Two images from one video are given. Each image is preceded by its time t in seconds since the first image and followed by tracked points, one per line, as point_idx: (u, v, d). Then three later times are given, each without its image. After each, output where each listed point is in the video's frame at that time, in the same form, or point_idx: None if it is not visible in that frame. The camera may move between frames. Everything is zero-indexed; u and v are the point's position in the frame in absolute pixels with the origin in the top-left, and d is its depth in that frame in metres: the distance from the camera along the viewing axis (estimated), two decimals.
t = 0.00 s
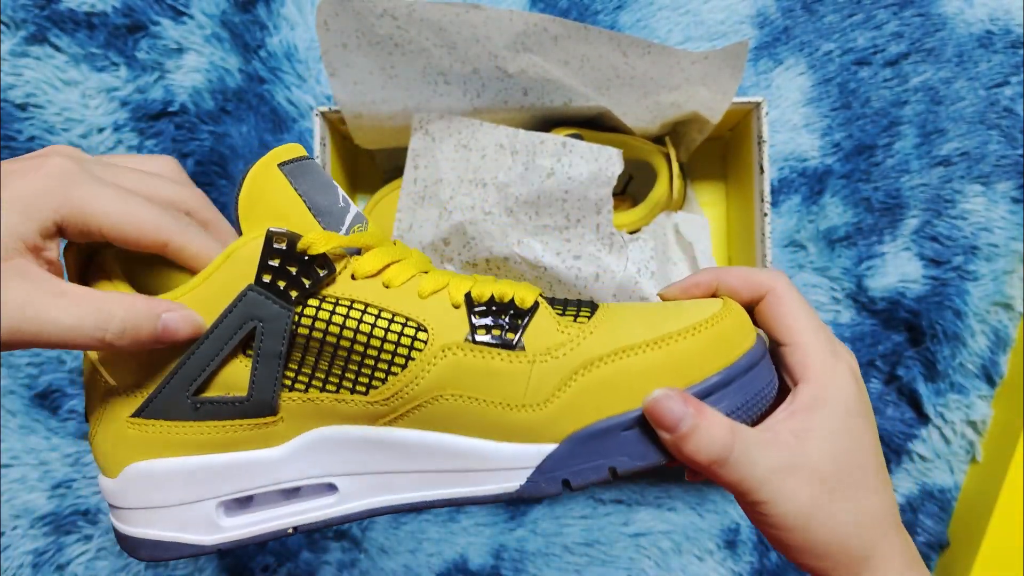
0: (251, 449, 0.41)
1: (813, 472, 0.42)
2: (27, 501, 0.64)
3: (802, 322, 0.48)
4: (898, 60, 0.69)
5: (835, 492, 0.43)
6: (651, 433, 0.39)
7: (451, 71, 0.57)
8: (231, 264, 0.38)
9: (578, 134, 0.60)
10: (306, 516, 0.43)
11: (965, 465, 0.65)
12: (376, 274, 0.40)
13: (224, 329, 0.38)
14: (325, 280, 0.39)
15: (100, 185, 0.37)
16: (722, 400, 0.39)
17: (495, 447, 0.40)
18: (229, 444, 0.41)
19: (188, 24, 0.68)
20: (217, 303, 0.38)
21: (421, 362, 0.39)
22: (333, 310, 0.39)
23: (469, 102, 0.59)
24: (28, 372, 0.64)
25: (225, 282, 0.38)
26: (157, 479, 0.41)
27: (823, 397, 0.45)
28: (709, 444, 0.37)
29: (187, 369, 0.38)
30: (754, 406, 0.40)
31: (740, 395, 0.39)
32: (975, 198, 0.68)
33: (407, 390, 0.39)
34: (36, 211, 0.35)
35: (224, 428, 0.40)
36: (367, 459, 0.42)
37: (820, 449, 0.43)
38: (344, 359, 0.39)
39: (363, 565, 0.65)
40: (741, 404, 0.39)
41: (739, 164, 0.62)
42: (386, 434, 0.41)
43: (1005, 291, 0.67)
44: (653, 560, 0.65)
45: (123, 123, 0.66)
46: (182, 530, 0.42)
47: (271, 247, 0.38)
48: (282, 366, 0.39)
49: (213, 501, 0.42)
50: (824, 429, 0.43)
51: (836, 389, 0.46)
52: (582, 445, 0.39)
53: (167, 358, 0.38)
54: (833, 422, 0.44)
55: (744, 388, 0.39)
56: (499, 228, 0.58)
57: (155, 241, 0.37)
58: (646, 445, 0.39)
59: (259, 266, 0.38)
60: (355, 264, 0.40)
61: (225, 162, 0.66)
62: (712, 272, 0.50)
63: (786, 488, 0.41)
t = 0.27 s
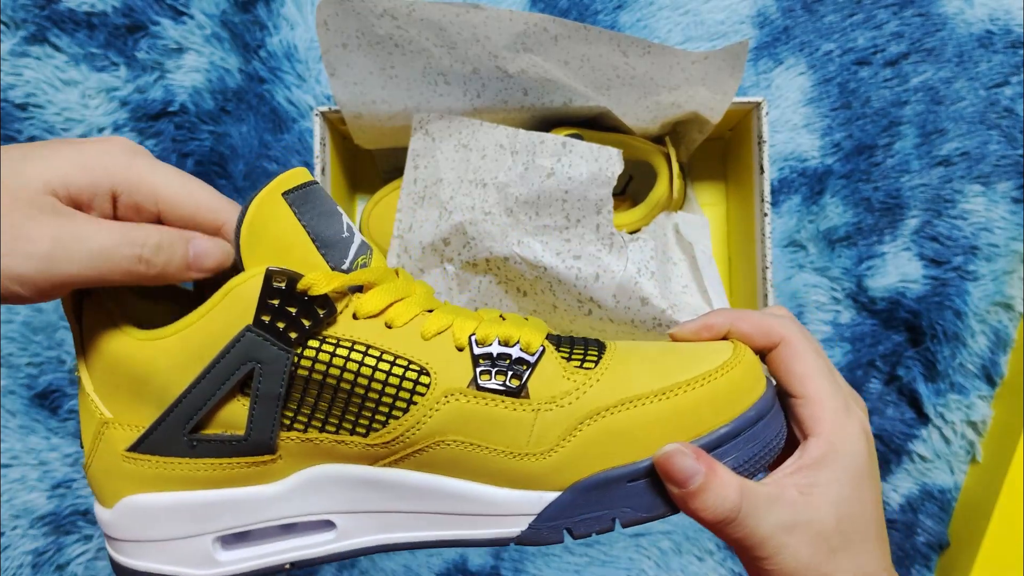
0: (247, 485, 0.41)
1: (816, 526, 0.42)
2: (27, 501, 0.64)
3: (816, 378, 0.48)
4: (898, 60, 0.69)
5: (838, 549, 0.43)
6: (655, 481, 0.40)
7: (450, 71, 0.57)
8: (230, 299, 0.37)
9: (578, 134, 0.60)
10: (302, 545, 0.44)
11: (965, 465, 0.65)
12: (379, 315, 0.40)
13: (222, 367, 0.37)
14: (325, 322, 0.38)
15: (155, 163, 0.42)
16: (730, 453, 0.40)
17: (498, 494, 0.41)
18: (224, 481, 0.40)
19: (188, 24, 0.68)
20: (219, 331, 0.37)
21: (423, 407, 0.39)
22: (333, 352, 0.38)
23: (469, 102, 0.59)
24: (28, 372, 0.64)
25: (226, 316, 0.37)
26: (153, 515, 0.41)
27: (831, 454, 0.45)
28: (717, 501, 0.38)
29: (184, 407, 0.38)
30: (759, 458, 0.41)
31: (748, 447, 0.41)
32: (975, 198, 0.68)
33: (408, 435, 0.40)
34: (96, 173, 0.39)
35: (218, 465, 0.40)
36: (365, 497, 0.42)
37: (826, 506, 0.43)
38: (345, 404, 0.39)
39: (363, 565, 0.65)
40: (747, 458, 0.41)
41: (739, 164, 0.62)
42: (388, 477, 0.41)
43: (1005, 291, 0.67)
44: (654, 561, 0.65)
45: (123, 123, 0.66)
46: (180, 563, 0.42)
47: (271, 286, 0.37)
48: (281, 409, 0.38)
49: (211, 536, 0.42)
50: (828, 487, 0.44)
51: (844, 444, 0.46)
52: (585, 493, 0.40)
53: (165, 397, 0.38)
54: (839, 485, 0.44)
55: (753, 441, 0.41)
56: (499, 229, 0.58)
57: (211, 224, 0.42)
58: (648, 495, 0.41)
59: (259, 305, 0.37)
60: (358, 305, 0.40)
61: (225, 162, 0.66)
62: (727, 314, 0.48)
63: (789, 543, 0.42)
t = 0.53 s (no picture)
0: (244, 474, 0.41)
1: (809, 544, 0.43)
2: (27, 501, 0.64)
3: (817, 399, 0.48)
4: (898, 60, 0.69)
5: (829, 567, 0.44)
6: (653, 495, 0.41)
7: (450, 71, 0.57)
8: (238, 290, 0.36)
9: (578, 134, 0.60)
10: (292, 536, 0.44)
11: (965, 465, 0.65)
12: (385, 312, 0.40)
13: (226, 357, 0.37)
14: (331, 317, 0.38)
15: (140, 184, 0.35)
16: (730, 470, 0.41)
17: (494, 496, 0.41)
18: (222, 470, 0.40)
19: (188, 25, 0.68)
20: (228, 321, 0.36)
21: (424, 408, 0.39)
22: (337, 349, 0.38)
23: (469, 102, 0.59)
24: (27, 372, 0.64)
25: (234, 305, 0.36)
26: (145, 500, 0.40)
27: (827, 472, 0.46)
28: (714, 517, 0.39)
29: (181, 393, 0.37)
30: (758, 474, 0.42)
31: (747, 465, 0.41)
32: (975, 199, 0.68)
33: (409, 435, 0.40)
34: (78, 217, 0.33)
35: (216, 454, 0.39)
36: (363, 493, 0.42)
37: (818, 526, 0.44)
38: (346, 403, 0.39)
39: (363, 565, 0.65)
40: (746, 475, 0.41)
41: (739, 164, 0.62)
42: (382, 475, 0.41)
43: (1005, 292, 0.67)
44: (653, 561, 0.65)
45: (123, 123, 0.66)
46: (170, 547, 0.42)
47: (277, 279, 0.37)
48: (281, 402, 0.38)
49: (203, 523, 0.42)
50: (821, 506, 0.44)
51: (842, 467, 0.46)
52: (581, 505, 0.41)
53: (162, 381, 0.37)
54: (833, 504, 0.45)
55: (753, 459, 0.41)
56: (499, 229, 0.58)
57: (200, 241, 0.37)
58: (645, 508, 0.41)
59: (265, 299, 0.37)
60: (364, 300, 0.39)
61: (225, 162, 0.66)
62: (731, 329, 0.48)
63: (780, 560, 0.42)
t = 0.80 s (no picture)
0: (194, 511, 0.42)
1: None
2: (27, 501, 0.64)
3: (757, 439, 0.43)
4: (897, 60, 0.69)
5: None
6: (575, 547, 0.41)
7: (451, 72, 0.57)
8: (152, 354, 0.37)
9: (578, 135, 0.60)
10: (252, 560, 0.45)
11: (964, 465, 0.65)
12: (303, 368, 0.40)
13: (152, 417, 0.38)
14: (244, 385, 0.39)
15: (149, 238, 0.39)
16: (651, 524, 0.41)
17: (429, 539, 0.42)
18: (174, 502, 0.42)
19: (188, 25, 0.68)
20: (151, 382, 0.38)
21: (346, 464, 0.40)
22: (254, 415, 0.39)
23: (469, 103, 0.59)
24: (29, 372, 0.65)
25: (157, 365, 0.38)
26: (109, 527, 0.42)
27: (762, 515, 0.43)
28: None
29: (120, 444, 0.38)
30: (687, 523, 0.41)
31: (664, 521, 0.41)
32: (974, 199, 0.68)
33: (336, 486, 0.41)
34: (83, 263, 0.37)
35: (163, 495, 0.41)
36: (313, 523, 0.43)
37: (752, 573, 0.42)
38: (275, 462, 0.40)
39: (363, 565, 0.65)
40: (670, 526, 0.41)
41: (739, 164, 0.62)
42: (319, 512, 0.42)
43: (1004, 292, 0.67)
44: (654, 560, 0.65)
45: (125, 123, 0.67)
46: (137, 562, 0.44)
47: (186, 353, 0.37)
48: (213, 459, 0.39)
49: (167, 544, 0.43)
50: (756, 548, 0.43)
51: (780, 510, 0.44)
52: (506, 553, 0.41)
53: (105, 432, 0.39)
54: (771, 547, 0.43)
55: (678, 510, 0.41)
56: (499, 229, 0.58)
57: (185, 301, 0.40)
58: (569, 559, 0.41)
59: (176, 371, 0.37)
60: (281, 360, 0.40)
61: (225, 162, 0.66)
62: (668, 365, 0.45)
63: None
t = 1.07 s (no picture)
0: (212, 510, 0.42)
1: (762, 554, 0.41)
2: (28, 501, 0.64)
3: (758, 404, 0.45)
4: (896, 60, 0.69)
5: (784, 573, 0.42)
6: (596, 506, 0.40)
7: (451, 72, 0.57)
8: (179, 346, 0.38)
9: (577, 134, 0.60)
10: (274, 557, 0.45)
11: (963, 464, 0.65)
12: (323, 351, 0.40)
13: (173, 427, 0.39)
14: (269, 366, 0.39)
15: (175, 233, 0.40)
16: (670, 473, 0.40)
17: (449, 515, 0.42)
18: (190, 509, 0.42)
19: (188, 26, 0.68)
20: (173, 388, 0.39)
21: (367, 441, 0.40)
22: (277, 398, 0.39)
23: (469, 103, 0.59)
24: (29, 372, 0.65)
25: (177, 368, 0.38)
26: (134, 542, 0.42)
27: (772, 481, 0.44)
28: (651, 518, 0.38)
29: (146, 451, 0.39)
30: (705, 476, 0.41)
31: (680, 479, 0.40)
32: (973, 198, 0.68)
33: (357, 467, 0.41)
34: (115, 259, 0.38)
35: (181, 496, 0.41)
36: (327, 518, 0.43)
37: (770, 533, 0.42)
38: (299, 444, 0.40)
39: (363, 565, 0.65)
40: (690, 476, 0.40)
41: (739, 164, 0.62)
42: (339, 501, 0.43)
43: (1003, 291, 0.67)
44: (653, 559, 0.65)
45: (125, 123, 0.67)
46: None
47: (213, 335, 0.38)
48: (237, 448, 0.40)
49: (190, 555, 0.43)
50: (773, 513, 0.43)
51: (785, 472, 0.44)
52: (527, 519, 0.41)
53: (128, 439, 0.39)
54: (786, 512, 0.43)
55: (694, 457, 0.40)
56: (499, 229, 0.58)
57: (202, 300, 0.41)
58: (592, 519, 0.41)
59: (202, 355, 0.38)
60: (302, 343, 0.40)
61: (225, 162, 0.67)
62: (681, 327, 0.46)
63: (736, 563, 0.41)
